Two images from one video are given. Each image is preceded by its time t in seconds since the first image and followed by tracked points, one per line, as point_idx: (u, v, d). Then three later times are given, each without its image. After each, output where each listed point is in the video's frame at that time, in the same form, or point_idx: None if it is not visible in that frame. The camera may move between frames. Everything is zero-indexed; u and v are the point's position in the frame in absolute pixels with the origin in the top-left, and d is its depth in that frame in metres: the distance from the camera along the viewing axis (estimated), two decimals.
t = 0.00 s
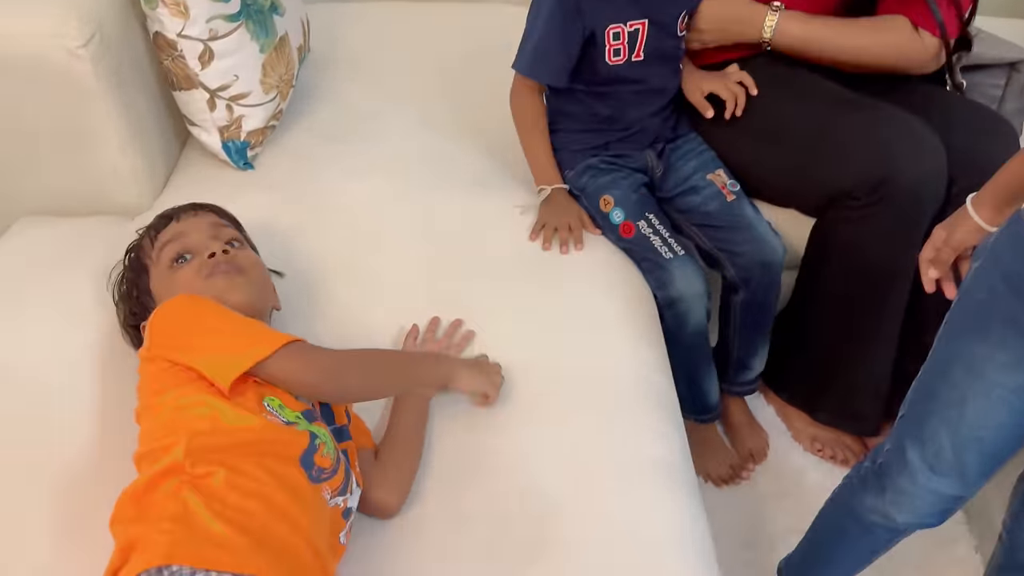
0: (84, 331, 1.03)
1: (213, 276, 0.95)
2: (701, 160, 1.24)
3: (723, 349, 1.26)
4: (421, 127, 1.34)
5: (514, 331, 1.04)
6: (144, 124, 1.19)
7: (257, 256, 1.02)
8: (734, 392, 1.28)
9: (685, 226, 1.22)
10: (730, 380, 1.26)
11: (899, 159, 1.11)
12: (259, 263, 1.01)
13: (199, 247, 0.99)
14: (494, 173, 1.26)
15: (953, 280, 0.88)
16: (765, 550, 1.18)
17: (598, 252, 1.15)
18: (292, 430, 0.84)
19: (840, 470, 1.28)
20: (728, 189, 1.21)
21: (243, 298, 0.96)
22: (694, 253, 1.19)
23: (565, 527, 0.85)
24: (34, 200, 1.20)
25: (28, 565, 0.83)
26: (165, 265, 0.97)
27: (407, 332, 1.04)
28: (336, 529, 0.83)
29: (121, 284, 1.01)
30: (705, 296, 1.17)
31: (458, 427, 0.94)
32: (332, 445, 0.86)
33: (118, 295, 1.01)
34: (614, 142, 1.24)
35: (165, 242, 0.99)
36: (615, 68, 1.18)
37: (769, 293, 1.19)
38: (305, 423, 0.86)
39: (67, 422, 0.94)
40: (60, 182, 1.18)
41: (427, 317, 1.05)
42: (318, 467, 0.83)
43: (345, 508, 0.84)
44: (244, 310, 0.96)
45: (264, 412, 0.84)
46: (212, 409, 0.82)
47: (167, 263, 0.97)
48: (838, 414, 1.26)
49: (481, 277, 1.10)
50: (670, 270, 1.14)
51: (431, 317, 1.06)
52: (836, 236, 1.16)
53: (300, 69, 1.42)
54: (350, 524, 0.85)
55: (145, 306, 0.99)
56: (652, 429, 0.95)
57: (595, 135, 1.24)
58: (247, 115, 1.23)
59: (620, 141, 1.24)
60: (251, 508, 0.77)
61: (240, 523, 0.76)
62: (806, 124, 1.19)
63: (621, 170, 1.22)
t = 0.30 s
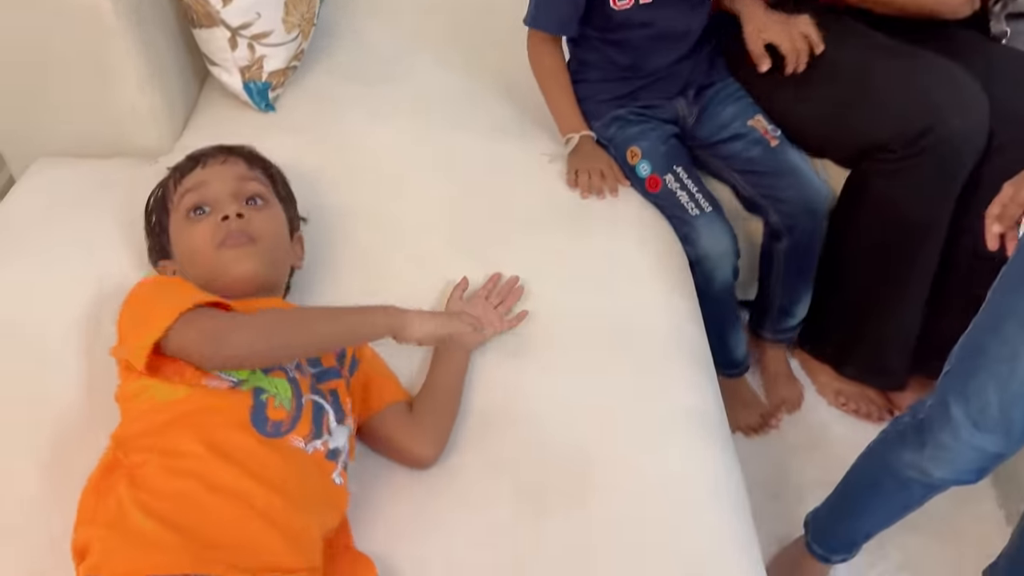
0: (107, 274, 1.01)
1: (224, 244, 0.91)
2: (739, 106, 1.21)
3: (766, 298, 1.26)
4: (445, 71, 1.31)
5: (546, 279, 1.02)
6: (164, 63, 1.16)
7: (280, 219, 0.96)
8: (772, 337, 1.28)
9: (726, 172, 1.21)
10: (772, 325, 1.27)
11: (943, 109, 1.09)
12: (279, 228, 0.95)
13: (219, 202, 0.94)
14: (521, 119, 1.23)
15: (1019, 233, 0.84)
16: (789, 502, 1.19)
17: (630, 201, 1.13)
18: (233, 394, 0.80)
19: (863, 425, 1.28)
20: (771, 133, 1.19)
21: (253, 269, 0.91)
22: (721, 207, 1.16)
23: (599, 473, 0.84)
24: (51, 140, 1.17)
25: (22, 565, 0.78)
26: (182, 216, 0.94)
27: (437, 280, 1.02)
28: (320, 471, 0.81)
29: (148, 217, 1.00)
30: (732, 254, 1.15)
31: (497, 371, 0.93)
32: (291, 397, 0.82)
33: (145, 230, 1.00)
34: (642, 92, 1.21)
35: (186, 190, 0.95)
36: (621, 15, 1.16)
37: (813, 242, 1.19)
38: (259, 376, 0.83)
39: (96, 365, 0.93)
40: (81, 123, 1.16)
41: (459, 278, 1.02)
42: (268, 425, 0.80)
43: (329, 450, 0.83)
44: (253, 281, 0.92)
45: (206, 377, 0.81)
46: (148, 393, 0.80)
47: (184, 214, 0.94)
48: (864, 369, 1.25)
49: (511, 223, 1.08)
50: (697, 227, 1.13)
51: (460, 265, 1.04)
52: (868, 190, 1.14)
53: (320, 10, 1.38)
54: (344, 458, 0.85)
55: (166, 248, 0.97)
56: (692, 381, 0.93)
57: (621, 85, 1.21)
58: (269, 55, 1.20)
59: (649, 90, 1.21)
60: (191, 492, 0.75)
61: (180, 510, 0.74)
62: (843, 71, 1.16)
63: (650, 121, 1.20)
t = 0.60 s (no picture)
0: (133, 228, 0.99)
1: (238, 222, 0.89)
2: (775, 62, 1.18)
3: (797, 257, 1.25)
4: (471, 27, 1.28)
5: (576, 238, 1.00)
6: (187, 14, 1.14)
7: (304, 199, 0.93)
8: (803, 297, 1.28)
9: (759, 132, 1.19)
10: (803, 285, 1.26)
11: (984, 71, 1.07)
12: (301, 209, 0.92)
13: (243, 174, 0.92)
14: (549, 77, 1.21)
15: None
16: (810, 466, 1.19)
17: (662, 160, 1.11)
18: (175, 367, 0.77)
19: (885, 391, 1.28)
20: (806, 91, 1.16)
21: (264, 251, 0.90)
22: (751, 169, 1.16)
23: (628, 428, 0.83)
24: (72, 91, 1.15)
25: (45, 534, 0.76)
26: (205, 181, 0.93)
27: (465, 238, 1.01)
28: (289, 417, 0.76)
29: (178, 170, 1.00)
30: (762, 217, 1.14)
31: (530, 330, 0.91)
32: (230, 355, 0.78)
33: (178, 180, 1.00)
34: (671, 52, 1.18)
35: (213, 153, 0.94)
36: None
37: (848, 202, 1.18)
38: (204, 342, 0.79)
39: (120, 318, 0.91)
40: (103, 75, 1.14)
41: (486, 237, 1.01)
42: (211, 389, 0.76)
43: (291, 394, 0.78)
44: (264, 261, 0.90)
45: (155, 357, 0.79)
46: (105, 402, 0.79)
47: (208, 179, 0.93)
48: (887, 334, 1.25)
49: (540, 182, 1.06)
50: (727, 188, 1.12)
51: (489, 223, 1.02)
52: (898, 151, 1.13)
53: None
54: (316, 400, 0.79)
55: (190, 203, 0.96)
56: (722, 341, 0.92)
57: (649, 45, 1.17)
58: (294, 6, 1.17)
59: (680, 50, 1.18)
60: (149, 487, 0.72)
61: (142, 507, 0.72)
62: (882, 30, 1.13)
63: (682, 81, 1.17)
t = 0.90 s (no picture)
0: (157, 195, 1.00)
1: (250, 201, 0.90)
2: (795, 42, 1.17)
3: (809, 241, 1.25)
4: None
5: (595, 212, 1.01)
6: None
7: (317, 178, 0.93)
8: (814, 282, 1.28)
9: (775, 114, 1.18)
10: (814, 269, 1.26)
11: (1012, 51, 1.07)
12: (314, 189, 0.92)
13: (257, 152, 0.92)
14: (570, 50, 1.21)
15: None
16: (823, 444, 1.20)
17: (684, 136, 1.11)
18: (168, 343, 0.75)
19: (899, 372, 1.28)
20: (822, 74, 1.15)
21: (275, 230, 0.90)
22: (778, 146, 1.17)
23: (649, 400, 0.84)
24: (95, 59, 1.16)
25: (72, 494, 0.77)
26: (220, 158, 0.93)
27: (485, 210, 1.01)
28: (283, 389, 0.74)
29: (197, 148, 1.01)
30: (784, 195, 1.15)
31: (549, 304, 0.92)
32: (222, 330, 0.76)
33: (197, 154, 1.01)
34: (701, 24, 1.16)
35: (230, 131, 0.94)
36: None
37: (861, 188, 1.17)
38: (198, 319, 0.77)
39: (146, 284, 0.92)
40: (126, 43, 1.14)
41: (507, 210, 1.01)
42: (204, 363, 0.74)
43: (284, 366, 0.75)
44: (274, 240, 0.91)
45: (154, 333, 0.77)
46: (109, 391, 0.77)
47: (223, 155, 0.93)
48: (904, 314, 1.26)
49: (561, 156, 1.06)
50: (753, 164, 1.13)
51: (509, 196, 1.03)
52: (924, 134, 1.13)
53: None
54: (315, 369, 0.77)
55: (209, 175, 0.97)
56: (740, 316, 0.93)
57: (680, 15, 1.16)
58: None
59: (710, 22, 1.16)
60: (136, 466, 0.70)
61: (130, 487, 0.69)
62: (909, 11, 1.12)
63: (711, 54, 1.16)
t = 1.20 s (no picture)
0: (182, 174, 1.03)
1: (279, 175, 0.92)
2: (812, 33, 1.17)
3: (811, 233, 1.29)
4: None
5: (610, 196, 1.02)
6: None
7: (343, 156, 0.95)
8: (815, 277, 1.32)
9: (787, 106, 1.20)
10: (814, 262, 1.30)
11: None
12: (339, 166, 0.94)
13: (286, 129, 0.94)
14: (587, 36, 1.22)
15: None
16: (831, 430, 1.21)
17: (700, 124, 1.13)
18: (199, 315, 0.78)
19: (910, 361, 1.29)
20: (835, 68, 1.16)
21: (302, 204, 0.92)
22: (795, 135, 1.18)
23: (661, 378, 0.86)
24: (122, 41, 1.18)
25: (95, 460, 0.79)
26: (250, 134, 0.95)
27: (501, 193, 1.03)
28: (307, 363, 0.76)
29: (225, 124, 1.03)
30: (800, 183, 1.17)
31: (564, 284, 0.94)
32: (251, 305, 0.79)
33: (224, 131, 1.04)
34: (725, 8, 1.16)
35: (259, 108, 0.96)
36: None
37: (865, 181, 1.20)
38: (228, 293, 0.80)
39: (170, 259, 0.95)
40: (152, 25, 1.16)
41: (523, 194, 1.03)
42: (235, 335, 0.77)
43: (310, 340, 0.78)
44: (301, 214, 0.93)
45: (184, 305, 0.80)
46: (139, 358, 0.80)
47: (253, 132, 0.95)
48: (918, 304, 1.27)
49: (577, 141, 1.08)
50: (771, 151, 1.14)
51: (525, 179, 1.04)
52: (942, 122, 1.13)
53: None
54: (338, 345, 0.79)
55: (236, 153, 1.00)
56: (752, 303, 0.94)
57: None
58: None
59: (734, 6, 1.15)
60: (164, 431, 0.73)
61: (158, 450, 0.72)
62: None
63: (733, 40, 1.16)
